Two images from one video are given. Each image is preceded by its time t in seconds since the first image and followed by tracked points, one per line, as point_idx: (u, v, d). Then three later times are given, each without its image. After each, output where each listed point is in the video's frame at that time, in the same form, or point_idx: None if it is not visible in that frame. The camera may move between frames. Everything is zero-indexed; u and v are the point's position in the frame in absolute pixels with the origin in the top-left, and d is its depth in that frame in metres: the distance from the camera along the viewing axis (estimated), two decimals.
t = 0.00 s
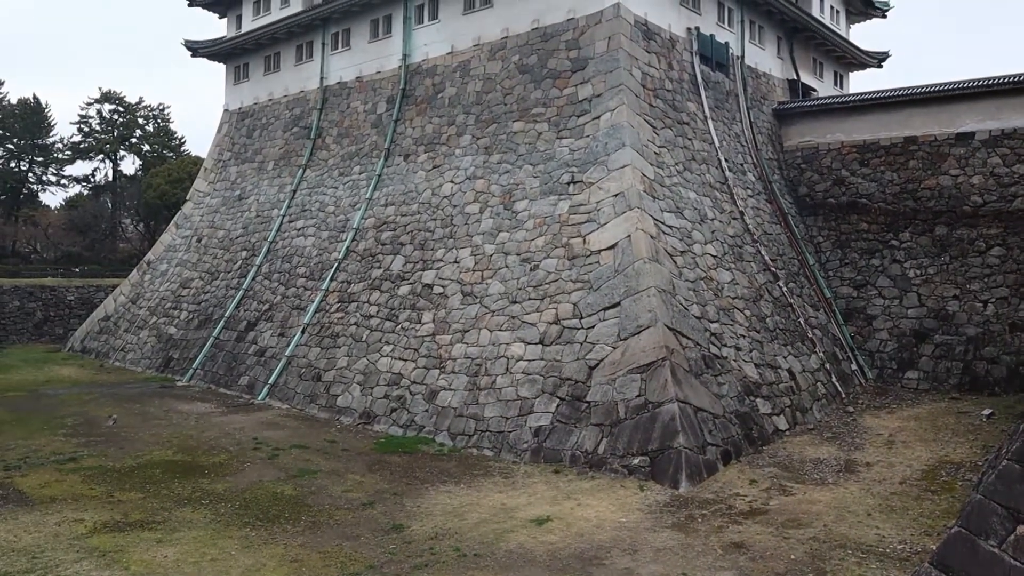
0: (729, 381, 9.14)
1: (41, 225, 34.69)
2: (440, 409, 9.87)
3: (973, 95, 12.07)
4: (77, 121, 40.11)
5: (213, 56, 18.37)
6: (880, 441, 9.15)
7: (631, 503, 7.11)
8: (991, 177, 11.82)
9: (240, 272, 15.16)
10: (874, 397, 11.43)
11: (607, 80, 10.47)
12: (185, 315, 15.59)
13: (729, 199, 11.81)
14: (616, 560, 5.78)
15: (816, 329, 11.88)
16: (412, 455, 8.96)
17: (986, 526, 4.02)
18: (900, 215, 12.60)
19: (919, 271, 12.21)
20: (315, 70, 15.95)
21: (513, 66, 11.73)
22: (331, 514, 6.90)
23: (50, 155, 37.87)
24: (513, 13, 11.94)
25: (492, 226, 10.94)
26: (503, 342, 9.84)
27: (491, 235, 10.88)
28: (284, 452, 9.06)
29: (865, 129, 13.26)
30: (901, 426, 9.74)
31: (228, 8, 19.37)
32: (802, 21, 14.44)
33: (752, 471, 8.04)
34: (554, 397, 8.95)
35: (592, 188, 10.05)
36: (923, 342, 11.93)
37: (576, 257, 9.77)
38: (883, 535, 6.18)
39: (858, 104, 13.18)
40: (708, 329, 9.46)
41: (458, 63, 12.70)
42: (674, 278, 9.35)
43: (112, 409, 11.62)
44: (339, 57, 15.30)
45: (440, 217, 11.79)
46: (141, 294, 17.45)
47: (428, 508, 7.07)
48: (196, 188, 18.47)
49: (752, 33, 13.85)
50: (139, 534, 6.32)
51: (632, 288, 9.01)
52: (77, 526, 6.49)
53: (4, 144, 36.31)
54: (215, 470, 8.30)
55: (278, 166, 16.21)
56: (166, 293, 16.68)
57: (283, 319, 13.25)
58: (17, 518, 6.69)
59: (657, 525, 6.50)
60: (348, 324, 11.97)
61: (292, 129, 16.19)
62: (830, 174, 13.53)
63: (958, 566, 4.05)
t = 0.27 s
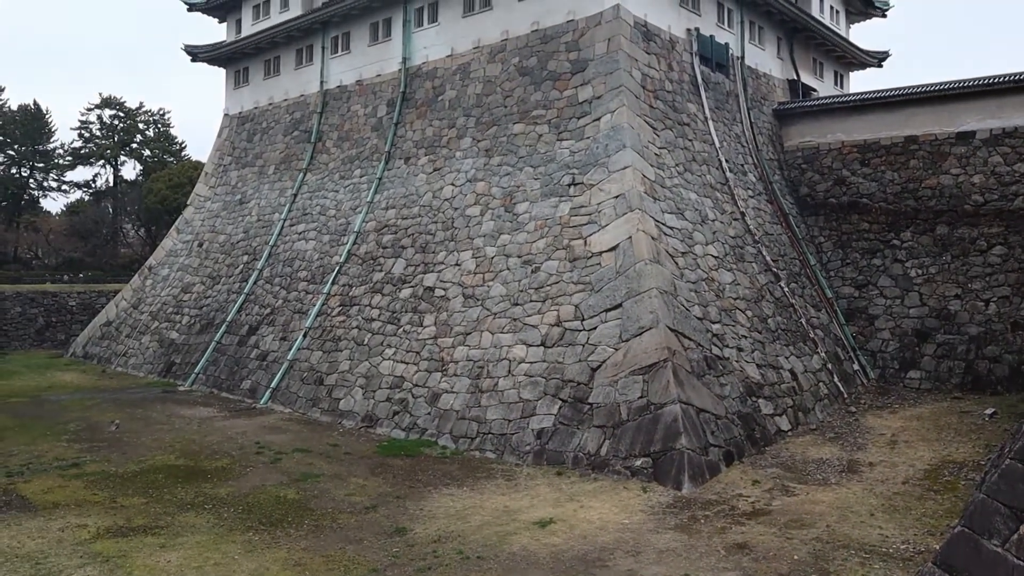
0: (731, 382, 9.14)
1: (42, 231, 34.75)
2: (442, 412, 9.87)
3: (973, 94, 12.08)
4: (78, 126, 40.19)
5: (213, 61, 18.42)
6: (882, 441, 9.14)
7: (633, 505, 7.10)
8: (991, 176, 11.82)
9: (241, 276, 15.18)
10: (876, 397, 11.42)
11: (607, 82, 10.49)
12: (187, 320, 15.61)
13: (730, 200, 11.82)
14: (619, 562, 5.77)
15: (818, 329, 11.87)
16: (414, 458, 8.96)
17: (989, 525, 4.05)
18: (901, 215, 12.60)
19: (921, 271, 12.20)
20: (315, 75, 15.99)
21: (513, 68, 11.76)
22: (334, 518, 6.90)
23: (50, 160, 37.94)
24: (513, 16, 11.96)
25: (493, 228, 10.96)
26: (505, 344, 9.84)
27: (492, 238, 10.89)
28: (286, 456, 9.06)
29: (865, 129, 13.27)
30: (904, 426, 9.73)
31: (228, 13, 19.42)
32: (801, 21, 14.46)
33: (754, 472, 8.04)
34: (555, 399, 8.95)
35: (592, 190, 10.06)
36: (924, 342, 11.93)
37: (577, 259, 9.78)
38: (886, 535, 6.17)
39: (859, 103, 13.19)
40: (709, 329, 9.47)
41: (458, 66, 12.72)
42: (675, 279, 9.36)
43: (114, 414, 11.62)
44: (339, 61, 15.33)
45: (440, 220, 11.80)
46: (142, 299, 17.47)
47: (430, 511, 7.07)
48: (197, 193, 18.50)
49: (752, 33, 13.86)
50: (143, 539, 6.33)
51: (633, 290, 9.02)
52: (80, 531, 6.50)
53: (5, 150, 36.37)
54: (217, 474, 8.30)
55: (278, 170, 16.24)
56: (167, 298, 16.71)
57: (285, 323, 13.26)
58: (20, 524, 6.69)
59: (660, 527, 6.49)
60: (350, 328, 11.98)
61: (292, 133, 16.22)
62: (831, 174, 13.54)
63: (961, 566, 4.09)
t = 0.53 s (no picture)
0: (731, 384, 9.13)
1: (42, 234, 34.77)
2: (442, 415, 9.86)
3: (972, 95, 12.08)
4: (78, 130, 40.21)
5: (212, 64, 18.44)
6: (883, 443, 9.12)
7: (633, 507, 7.09)
8: (991, 177, 11.81)
9: (241, 280, 15.18)
10: (876, 398, 11.40)
11: (606, 84, 10.50)
12: (186, 323, 15.60)
13: (729, 202, 11.82)
14: (620, 564, 5.76)
15: (818, 330, 11.86)
16: (414, 461, 8.95)
17: (991, 526, 4.05)
18: (900, 215, 12.60)
19: (920, 271, 12.20)
20: (314, 78, 16.00)
21: (512, 70, 11.76)
22: (334, 522, 6.89)
23: (50, 164, 37.97)
24: (512, 18, 11.96)
25: (492, 231, 10.96)
26: (504, 347, 9.84)
27: (492, 241, 10.89)
28: (286, 459, 9.04)
29: (864, 130, 13.27)
30: (905, 427, 9.72)
31: (227, 16, 19.45)
32: (799, 23, 14.47)
33: (755, 474, 8.03)
34: (555, 402, 8.95)
35: (591, 192, 10.06)
36: (925, 343, 11.92)
37: (577, 261, 9.78)
38: (887, 537, 6.16)
39: (857, 105, 13.19)
40: (709, 332, 9.46)
41: (457, 68, 12.73)
42: (675, 281, 9.36)
43: (114, 418, 11.61)
44: (338, 64, 15.34)
45: (440, 223, 11.80)
46: (142, 303, 17.47)
47: (431, 514, 7.06)
48: (196, 197, 18.50)
49: (750, 35, 13.88)
50: (142, 543, 6.31)
51: (633, 292, 9.01)
52: (80, 535, 6.48)
53: (5, 154, 36.39)
54: (217, 478, 8.29)
55: (277, 173, 16.25)
56: (167, 301, 16.70)
57: (285, 326, 13.26)
58: (20, 528, 6.68)
59: (661, 529, 6.48)
60: (350, 331, 11.97)
61: (291, 136, 16.23)
62: (830, 175, 13.55)
63: (963, 567, 4.08)
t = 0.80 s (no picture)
0: (726, 392, 9.14)
1: (34, 242, 34.64)
2: (436, 424, 9.83)
3: (963, 103, 12.18)
4: (71, 138, 40.12)
5: (207, 73, 18.45)
6: (877, 450, 9.14)
7: (628, 516, 7.08)
8: (983, 185, 11.89)
9: (234, 288, 15.15)
10: (870, 406, 11.44)
11: (600, 93, 10.55)
12: (180, 332, 15.54)
13: (723, 210, 11.87)
14: (615, 573, 5.74)
15: (812, 338, 11.91)
16: (408, 470, 8.91)
17: (986, 534, 4.23)
18: (893, 223, 12.68)
19: (914, 279, 12.27)
20: (308, 86, 16.03)
21: (506, 79, 11.81)
22: (328, 531, 6.85)
23: (43, 172, 37.85)
24: (506, 27, 12.01)
25: (486, 239, 10.98)
26: (499, 355, 9.83)
27: (486, 249, 10.91)
28: (280, 468, 9.00)
29: (857, 138, 13.36)
30: (899, 435, 9.74)
31: (221, 25, 19.49)
32: (791, 32, 14.58)
33: (749, 482, 8.03)
34: (550, 410, 8.94)
35: (586, 201, 10.09)
36: (918, 351, 11.98)
37: (571, 270, 9.79)
38: (882, 545, 6.17)
39: (850, 113, 13.29)
40: (703, 340, 9.48)
41: (451, 77, 12.78)
42: (669, 289, 9.38)
43: (106, 427, 11.54)
44: (333, 72, 15.37)
45: (434, 231, 11.81)
46: (135, 311, 17.41)
47: (425, 523, 7.03)
48: (190, 205, 18.47)
49: (743, 44, 13.97)
50: (135, 553, 6.26)
51: (627, 300, 9.03)
52: (72, 545, 6.43)
53: None
54: (211, 487, 8.24)
55: (271, 182, 16.25)
56: (160, 310, 16.65)
57: (279, 335, 13.22)
58: (10, 539, 6.62)
59: (656, 538, 6.47)
60: (344, 339, 11.95)
61: (285, 144, 16.24)
62: (823, 184, 13.63)
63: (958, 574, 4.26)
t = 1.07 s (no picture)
0: (722, 405, 9.15)
1: (29, 255, 34.55)
2: (432, 437, 9.80)
3: (956, 117, 12.29)
4: (67, 150, 40.13)
5: (203, 85, 18.53)
6: (873, 463, 9.15)
7: (625, 529, 7.06)
8: (977, 197, 11.99)
9: (230, 301, 15.12)
10: (866, 418, 11.45)
11: (595, 106, 10.62)
12: (175, 344, 15.50)
13: (718, 223, 11.94)
14: None
15: (808, 351, 11.94)
16: (404, 484, 8.88)
17: (982, 547, 4.27)
18: (888, 236, 12.76)
19: (909, 291, 12.33)
20: (305, 99, 16.10)
21: (502, 92, 11.89)
22: (324, 545, 6.81)
23: (39, 184, 37.82)
24: (502, 40, 12.09)
25: (482, 252, 11.01)
26: (495, 368, 9.83)
27: (482, 262, 10.93)
28: (275, 482, 8.95)
29: (851, 151, 13.47)
30: (894, 447, 9.75)
31: (217, 37, 19.59)
32: (786, 45, 14.73)
33: (746, 494, 8.02)
34: (546, 423, 8.93)
35: (581, 214, 10.14)
36: (913, 363, 12.01)
37: (567, 283, 9.82)
38: (879, 557, 6.16)
39: (844, 126, 13.40)
40: (699, 352, 9.50)
41: (447, 90, 12.86)
42: (665, 302, 9.41)
43: (100, 440, 11.46)
44: (329, 85, 15.46)
45: (430, 243, 11.84)
46: (130, 324, 17.36)
47: (421, 537, 7.00)
48: (186, 217, 18.48)
49: (738, 58, 14.11)
50: (128, 568, 6.21)
51: (623, 313, 9.05)
52: (64, 560, 6.37)
53: None
54: (205, 501, 8.18)
55: (268, 195, 16.27)
56: (156, 322, 16.61)
57: (274, 347, 13.20)
58: (2, 553, 6.56)
59: (652, 551, 6.45)
60: (340, 352, 11.93)
61: (282, 157, 16.28)
62: (818, 197, 13.73)
63: None
